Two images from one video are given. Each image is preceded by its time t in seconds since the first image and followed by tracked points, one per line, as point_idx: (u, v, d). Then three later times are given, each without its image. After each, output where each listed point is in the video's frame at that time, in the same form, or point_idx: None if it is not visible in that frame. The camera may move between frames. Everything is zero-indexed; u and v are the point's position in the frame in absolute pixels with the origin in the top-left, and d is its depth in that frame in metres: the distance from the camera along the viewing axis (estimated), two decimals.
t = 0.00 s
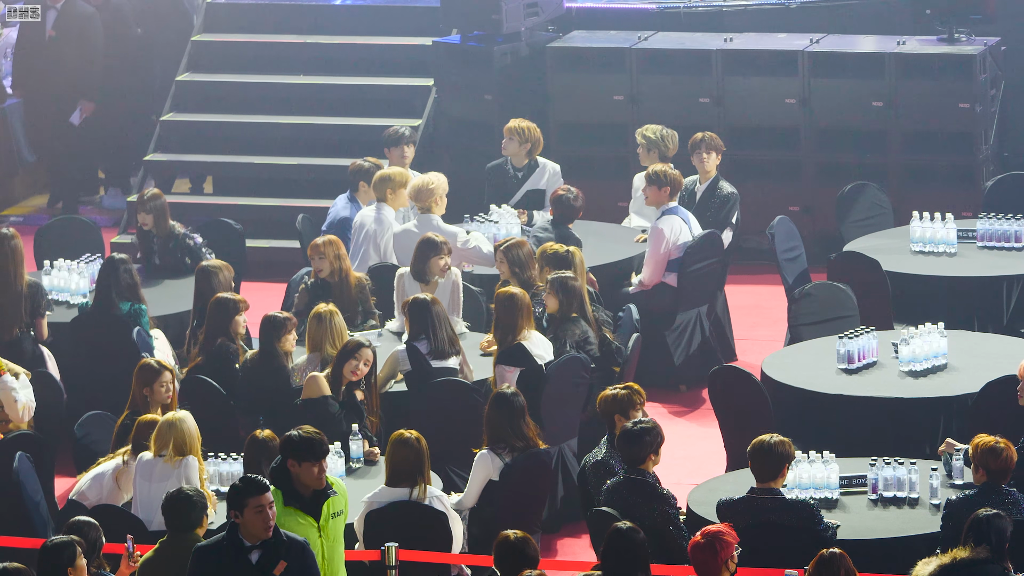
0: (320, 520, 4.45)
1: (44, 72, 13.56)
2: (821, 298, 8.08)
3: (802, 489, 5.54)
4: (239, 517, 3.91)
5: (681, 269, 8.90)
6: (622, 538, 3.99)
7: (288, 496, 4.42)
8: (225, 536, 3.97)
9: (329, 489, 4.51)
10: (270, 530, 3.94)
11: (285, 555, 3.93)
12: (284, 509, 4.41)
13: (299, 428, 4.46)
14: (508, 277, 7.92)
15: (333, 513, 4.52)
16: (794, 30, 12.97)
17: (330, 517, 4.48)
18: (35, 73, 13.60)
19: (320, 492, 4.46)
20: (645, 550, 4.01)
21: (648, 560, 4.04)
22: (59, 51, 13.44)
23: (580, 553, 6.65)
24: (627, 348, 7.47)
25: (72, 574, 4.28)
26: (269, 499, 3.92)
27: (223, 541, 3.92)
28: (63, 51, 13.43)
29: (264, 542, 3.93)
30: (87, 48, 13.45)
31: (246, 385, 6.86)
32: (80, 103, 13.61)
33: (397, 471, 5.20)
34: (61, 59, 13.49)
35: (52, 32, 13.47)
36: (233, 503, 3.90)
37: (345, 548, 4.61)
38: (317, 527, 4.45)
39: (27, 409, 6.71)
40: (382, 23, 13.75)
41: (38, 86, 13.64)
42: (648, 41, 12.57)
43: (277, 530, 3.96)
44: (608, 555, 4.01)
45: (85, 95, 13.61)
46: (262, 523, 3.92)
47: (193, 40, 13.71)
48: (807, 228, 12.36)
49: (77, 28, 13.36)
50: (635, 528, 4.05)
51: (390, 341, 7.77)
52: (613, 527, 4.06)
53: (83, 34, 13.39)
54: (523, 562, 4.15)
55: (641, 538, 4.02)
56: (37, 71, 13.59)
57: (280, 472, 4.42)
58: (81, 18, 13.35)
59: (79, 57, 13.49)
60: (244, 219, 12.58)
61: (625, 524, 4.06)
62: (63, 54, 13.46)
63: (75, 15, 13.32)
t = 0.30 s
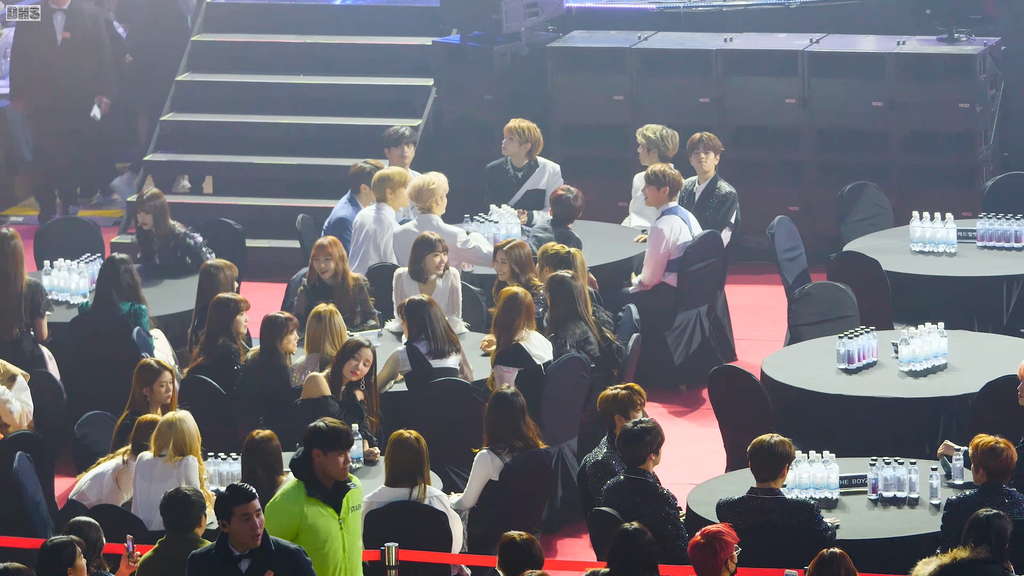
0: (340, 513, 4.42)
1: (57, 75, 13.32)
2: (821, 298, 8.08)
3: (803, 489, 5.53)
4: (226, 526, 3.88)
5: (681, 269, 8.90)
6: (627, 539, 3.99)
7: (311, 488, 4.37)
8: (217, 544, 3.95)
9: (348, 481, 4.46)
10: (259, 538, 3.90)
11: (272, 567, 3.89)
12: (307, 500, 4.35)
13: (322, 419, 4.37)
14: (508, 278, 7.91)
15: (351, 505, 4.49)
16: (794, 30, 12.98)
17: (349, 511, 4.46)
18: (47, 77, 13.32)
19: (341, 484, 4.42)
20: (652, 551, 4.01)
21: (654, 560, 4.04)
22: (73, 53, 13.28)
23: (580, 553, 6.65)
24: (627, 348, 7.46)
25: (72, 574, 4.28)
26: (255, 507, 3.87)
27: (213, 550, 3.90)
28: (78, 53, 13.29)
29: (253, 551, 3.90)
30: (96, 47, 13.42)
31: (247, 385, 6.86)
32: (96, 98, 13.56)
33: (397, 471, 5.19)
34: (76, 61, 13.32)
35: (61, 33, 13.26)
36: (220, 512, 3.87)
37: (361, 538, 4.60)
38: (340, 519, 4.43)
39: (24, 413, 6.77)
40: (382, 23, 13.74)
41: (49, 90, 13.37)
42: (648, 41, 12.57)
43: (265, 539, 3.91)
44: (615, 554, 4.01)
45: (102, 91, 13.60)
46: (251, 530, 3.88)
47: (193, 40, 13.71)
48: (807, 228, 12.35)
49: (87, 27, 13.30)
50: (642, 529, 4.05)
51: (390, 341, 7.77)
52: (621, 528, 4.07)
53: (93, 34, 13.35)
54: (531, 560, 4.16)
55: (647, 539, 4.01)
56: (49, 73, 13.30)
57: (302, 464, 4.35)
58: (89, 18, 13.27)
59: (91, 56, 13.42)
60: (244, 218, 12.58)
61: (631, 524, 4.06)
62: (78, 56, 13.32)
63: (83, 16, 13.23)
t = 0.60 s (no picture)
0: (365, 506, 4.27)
1: (59, 84, 13.17)
2: (821, 298, 8.08)
3: (803, 489, 5.54)
4: (228, 531, 3.87)
5: (681, 269, 8.90)
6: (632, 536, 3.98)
7: (340, 480, 4.19)
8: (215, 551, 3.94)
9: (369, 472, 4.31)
10: (260, 543, 3.89)
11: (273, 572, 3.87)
12: (335, 491, 4.17)
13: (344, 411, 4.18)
14: (509, 278, 7.92)
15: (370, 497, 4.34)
16: (794, 30, 12.98)
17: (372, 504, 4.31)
18: (49, 86, 13.15)
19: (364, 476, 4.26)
20: (654, 549, 4.00)
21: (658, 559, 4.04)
22: (74, 64, 13.18)
23: (580, 553, 6.65)
24: (627, 347, 7.46)
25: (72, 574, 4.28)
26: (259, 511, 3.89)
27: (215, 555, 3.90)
28: (79, 64, 13.20)
29: (254, 556, 3.88)
30: (96, 58, 13.32)
31: (246, 385, 6.86)
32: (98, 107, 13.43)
33: (396, 472, 5.20)
34: (78, 72, 13.22)
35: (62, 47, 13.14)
36: (222, 516, 3.87)
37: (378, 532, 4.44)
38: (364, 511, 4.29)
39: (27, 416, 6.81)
40: (381, 23, 13.74)
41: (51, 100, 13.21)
42: (648, 41, 12.57)
43: (268, 546, 3.90)
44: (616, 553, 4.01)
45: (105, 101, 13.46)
46: (253, 535, 3.87)
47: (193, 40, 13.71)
48: (807, 228, 12.36)
49: (88, 39, 13.23)
50: (645, 524, 4.03)
51: (390, 341, 7.77)
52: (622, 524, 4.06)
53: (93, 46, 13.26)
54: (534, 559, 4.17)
55: (650, 534, 4.00)
56: (51, 84, 13.15)
57: (330, 457, 4.15)
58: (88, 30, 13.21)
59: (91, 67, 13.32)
60: (243, 218, 12.58)
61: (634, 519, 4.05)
62: (79, 67, 13.22)
63: (83, 29, 13.16)
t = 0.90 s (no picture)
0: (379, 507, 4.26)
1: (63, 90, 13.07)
2: (821, 298, 8.08)
3: (803, 489, 5.54)
4: (221, 534, 3.87)
5: (681, 269, 8.90)
6: (620, 539, 3.99)
7: (360, 478, 4.17)
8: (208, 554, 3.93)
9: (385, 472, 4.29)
10: (253, 546, 3.88)
11: None
12: (354, 488, 4.15)
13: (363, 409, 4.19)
14: (511, 276, 7.92)
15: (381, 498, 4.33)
16: (794, 30, 12.99)
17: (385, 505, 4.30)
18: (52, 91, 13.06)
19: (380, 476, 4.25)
20: (643, 550, 4.01)
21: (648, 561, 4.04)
22: (78, 69, 13.06)
23: (581, 553, 6.65)
24: (627, 348, 7.45)
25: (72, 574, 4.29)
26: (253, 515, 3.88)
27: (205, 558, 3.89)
28: (83, 69, 13.09)
29: (245, 559, 3.88)
30: (100, 62, 13.21)
31: (246, 385, 6.87)
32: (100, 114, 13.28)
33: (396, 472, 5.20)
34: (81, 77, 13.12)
35: (71, 49, 13.05)
36: (216, 519, 3.87)
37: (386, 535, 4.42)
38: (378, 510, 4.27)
39: (15, 422, 6.73)
40: (381, 23, 13.75)
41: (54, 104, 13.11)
42: (648, 41, 12.57)
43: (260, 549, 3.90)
44: (610, 553, 4.01)
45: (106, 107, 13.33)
46: (247, 539, 3.87)
47: (192, 40, 13.71)
48: (807, 228, 12.36)
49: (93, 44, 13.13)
50: (633, 527, 4.05)
51: (390, 340, 7.77)
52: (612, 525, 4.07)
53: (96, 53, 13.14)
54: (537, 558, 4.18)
55: (638, 537, 4.01)
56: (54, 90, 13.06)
57: (351, 454, 4.12)
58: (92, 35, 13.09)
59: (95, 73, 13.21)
60: (243, 218, 12.59)
61: (623, 523, 4.06)
62: (83, 73, 13.11)
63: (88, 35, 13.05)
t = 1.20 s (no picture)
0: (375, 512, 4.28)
1: (78, 100, 12.33)
2: (820, 298, 8.08)
3: (802, 489, 5.54)
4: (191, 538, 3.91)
5: (681, 269, 8.90)
6: (604, 541, 4.03)
7: (356, 483, 4.19)
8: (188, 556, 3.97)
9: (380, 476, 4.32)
10: (223, 550, 3.92)
11: None
12: (349, 493, 4.17)
13: (356, 414, 4.22)
14: (510, 275, 7.93)
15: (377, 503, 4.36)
16: (794, 30, 12.99)
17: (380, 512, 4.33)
18: (65, 101, 12.35)
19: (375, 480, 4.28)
20: (627, 555, 4.04)
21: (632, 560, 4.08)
22: (91, 78, 12.26)
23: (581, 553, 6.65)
24: (626, 348, 7.46)
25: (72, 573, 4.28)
26: (217, 518, 3.89)
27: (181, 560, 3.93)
28: (99, 78, 12.27)
29: (221, 562, 3.92)
30: (120, 73, 12.35)
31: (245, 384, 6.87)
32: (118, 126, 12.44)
33: (396, 471, 5.19)
34: (95, 86, 12.28)
35: (85, 58, 12.26)
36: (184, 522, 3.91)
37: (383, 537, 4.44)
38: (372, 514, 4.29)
39: (23, 419, 6.79)
40: (381, 23, 13.74)
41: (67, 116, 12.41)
42: (648, 41, 12.55)
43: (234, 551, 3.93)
44: (597, 555, 4.04)
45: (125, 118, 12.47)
46: (218, 542, 3.90)
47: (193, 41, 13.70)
48: (807, 228, 12.35)
49: (111, 55, 12.24)
50: (619, 530, 4.08)
51: (389, 340, 7.77)
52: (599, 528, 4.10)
53: (117, 62, 12.34)
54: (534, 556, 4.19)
55: (623, 540, 4.05)
56: (70, 98, 12.34)
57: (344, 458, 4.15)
58: (111, 42, 12.23)
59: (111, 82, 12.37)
60: (244, 218, 12.57)
61: (608, 526, 4.09)
62: (99, 82, 12.29)
63: (101, 41, 12.16)
